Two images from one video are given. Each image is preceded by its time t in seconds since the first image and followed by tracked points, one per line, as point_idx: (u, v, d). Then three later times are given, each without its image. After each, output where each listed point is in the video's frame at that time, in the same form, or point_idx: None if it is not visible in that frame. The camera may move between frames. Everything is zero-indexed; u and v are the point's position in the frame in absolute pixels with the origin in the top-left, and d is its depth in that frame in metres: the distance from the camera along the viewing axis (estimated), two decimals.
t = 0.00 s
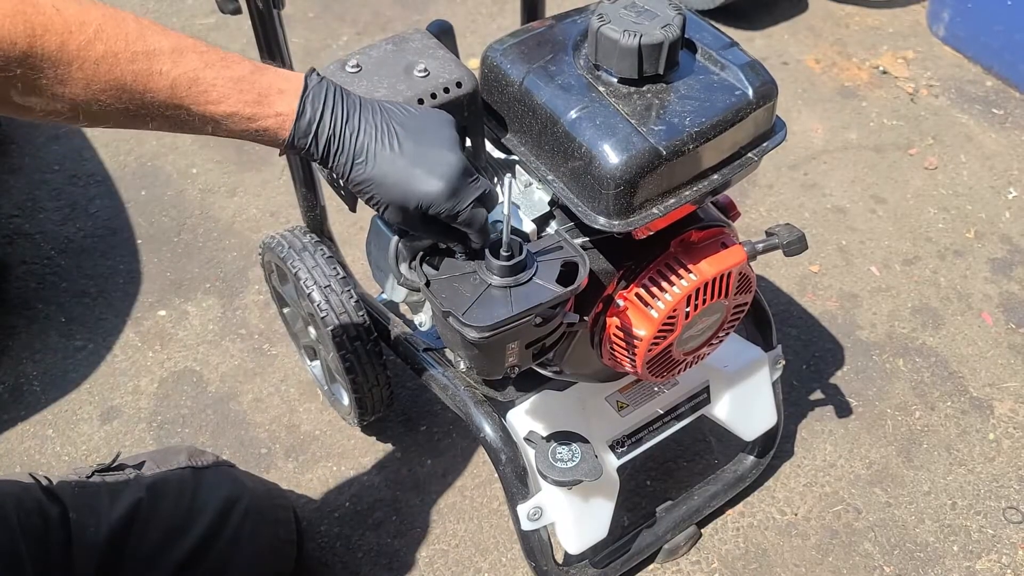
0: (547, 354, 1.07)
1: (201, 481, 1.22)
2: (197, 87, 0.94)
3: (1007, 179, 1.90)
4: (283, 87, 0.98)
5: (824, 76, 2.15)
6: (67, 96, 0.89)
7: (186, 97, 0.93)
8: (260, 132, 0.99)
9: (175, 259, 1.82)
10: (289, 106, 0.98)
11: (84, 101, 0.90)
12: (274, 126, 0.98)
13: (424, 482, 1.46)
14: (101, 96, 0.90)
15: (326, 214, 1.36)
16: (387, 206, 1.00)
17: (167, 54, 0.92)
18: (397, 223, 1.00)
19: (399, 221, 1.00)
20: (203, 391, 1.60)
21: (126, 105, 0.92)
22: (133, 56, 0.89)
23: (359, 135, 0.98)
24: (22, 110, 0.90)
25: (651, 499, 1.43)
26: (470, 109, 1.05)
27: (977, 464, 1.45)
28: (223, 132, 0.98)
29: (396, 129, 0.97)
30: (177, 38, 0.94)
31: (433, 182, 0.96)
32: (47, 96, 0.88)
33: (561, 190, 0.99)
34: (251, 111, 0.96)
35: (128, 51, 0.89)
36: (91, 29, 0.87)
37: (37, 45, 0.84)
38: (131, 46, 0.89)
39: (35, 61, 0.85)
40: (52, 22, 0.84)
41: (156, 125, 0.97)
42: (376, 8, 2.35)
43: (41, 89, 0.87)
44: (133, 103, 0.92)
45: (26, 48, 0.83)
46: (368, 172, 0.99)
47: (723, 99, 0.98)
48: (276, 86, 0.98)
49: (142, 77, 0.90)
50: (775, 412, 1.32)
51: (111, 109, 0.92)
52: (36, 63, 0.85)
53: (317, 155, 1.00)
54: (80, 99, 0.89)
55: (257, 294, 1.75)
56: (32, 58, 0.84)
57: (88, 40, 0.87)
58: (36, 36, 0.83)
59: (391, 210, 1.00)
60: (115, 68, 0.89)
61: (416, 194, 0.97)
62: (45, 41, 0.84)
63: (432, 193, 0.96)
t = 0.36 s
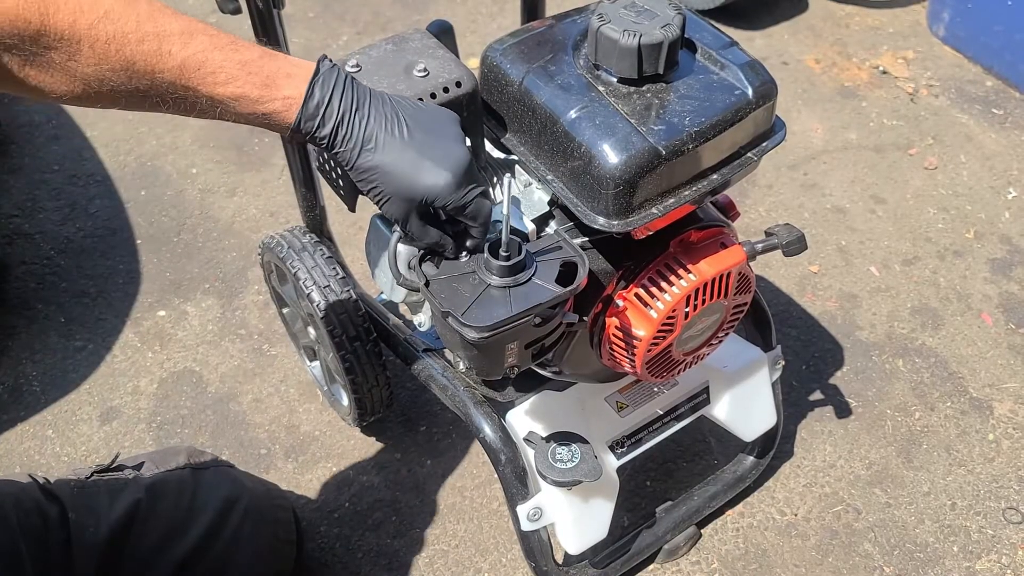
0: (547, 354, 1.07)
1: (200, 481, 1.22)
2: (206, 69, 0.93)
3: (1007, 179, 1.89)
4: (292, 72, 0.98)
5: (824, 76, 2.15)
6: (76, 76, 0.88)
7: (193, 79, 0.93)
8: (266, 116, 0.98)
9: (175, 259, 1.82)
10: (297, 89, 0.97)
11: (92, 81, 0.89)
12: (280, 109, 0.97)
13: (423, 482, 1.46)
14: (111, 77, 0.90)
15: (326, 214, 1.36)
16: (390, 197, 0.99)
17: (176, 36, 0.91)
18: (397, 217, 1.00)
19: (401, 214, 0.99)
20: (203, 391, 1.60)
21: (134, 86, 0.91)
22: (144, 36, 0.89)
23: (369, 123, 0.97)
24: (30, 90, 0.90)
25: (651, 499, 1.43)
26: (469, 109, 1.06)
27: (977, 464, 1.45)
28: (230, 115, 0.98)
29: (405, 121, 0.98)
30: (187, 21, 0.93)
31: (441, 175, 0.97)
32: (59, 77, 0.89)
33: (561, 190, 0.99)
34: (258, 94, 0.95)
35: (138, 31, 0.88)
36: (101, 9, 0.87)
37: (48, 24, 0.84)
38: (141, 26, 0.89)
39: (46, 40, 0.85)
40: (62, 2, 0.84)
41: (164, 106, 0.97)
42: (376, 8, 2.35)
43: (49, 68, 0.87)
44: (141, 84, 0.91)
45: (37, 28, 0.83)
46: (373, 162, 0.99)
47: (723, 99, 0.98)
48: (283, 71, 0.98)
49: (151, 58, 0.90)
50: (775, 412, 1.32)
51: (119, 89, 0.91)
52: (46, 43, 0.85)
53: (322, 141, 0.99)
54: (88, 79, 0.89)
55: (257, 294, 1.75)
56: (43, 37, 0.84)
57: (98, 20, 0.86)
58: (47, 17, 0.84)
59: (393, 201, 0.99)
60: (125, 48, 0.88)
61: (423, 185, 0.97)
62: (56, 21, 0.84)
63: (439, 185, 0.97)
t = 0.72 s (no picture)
0: (547, 354, 1.07)
1: (201, 481, 1.22)
2: (230, 73, 0.93)
3: (1007, 179, 1.89)
4: (315, 78, 0.98)
5: (824, 76, 2.15)
6: (103, 79, 0.89)
7: (218, 82, 0.93)
8: (289, 120, 0.98)
9: (175, 259, 1.82)
10: (321, 96, 0.97)
11: (119, 84, 0.90)
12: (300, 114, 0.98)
13: (424, 482, 1.46)
14: (137, 80, 0.90)
15: (327, 214, 1.36)
16: (412, 201, 0.98)
17: (204, 41, 0.91)
18: (417, 222, 0.98)
19: (422, 218, 0.97)
20: (203, 391, 1.60)
21: (161, 89, 0.92)
22: (171, 39, 0.89)
23: (393, 126, 0.98)
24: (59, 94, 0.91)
25: (651, 499, 1.43)
26: (469, 109, 1.07)
27: (977, 464, 1.45)
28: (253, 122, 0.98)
29: (428, 127, 0.99)
30: (213, 27, 0.94)
31: (466, 178, 0.97)
32: (85, 80, 0.89)
33: (561, 190, 0.99)
34: (282, 97, 0.96)
35: (165, 34, 0.89)
36: (129, 12, 0.88)
37: (78, 27, 0.85)
38: (168, 29, 0.89)
39: (75, 42, 0.86)
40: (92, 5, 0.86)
41: (189, 111, 0.97)
42: (376, 8, 2.35)
43: (78, 71, 0.88)
44: (167, 87, 0.91)
45: (66, 29, 0.84)
46: (396, 165, 0.98)
47: (723, 98, 0.98)
48: (305, 81, 0.98)
49: (177, 60, 0.90)
50: (775, 413, 1.32)
51: (146, 92, 0.92)
52: (76, 44, 0.86)
53: (344, 144, 0.98)
54: (115, 81, 0.90)
55: (257, 294, 1.75)
56: (72, 38, 0.85)
57: (126, 23, 0.87)
58: (77, 19, 0.85)
59: (414, 205, 0.98)
60: (151, 50, 0.88)
61: (448, 187, 0.97)
62: (86, 23, 0.85)
63: (464, 188, 0.96)
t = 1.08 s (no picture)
0: (547, 354, 1.07)
1: (202, 482, 1.22)
2: (221, 39, 0.92)
3: (1008, 179, 1.89)
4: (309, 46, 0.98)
5: (825, 76, 2.15)
6: (96, 58, 0.89)
7: (210, 51, 0.92)
8: (288, 88, 0.97)
9: (175, 259, 1.82)
10: (319, 59, 0.97)
11: (113, 62, 0.89)
12: (297, 78, 0.96)
13: (424, 482, 1.46)
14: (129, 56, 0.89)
15: (327, 214, 1.36)
16: (418, 163, 0.99)
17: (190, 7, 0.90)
18: (424, 184, 0.99)
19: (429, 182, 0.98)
20: (204, 391, 1.60)
21: (154, 64, 0.91)
22: (159, 11, 0.89)
23: (397, 89, 0.99)
24: (57, 83, 0.91)
25: (651, 499, 1.43)
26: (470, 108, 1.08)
27: (977, 464, 1.45)
28: (251, 93, 0.97)
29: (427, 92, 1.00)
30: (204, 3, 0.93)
31: (470, 137, 0.98)
32: (80, 62, 0.89)
33: (562, 190, 0.99)
34: (276, 61, 0.95)
35: (152, 6, 0.88)
36: None
37: (62, 4, 0.85)
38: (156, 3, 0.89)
39: (63, 20, 0.86)
40: None
41: (188, 91, 0.96)
42: (377, 8, 2.35)
43: (69, 52, 0.88)
44: (160, 61, 0.90)
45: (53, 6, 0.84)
46: (400, 129, 0.98)
47: (724, 99, 0.98)
48: (300, 47, 0.97)
49: (166, 32, 0.89)
50: (776, 413, 1.32)
51: (142, 69, 0.91)
52: (65, 23, 0.86)
53: (346, 110, 0.98)
54: (108, 59, 0.89)
55: (258, 294, 1.75)
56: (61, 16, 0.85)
57: None
58: None
59: (421, 169, 0.99)
60: (139, 22, 0.88)
61: (454, 147, 0.97)
62: None
63: (471, 147, 0.97)
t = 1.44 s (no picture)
0: (548, 354, 1.07)
1: (202, 481, 1.22)
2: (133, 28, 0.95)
3: (1008, 179, 1.89)
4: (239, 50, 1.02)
5: (825, 76, 2.15)
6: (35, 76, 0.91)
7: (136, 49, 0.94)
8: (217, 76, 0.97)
9: (176, 259, 1.82)
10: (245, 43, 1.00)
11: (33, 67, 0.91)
12: (214, 56, 0.97)
13: (424, 482, 1.46)
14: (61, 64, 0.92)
15: (327, 214, 1.36)
16: (350, 123, 0.96)
17: (83, 9, 0.93)
18: (358, 141, 0.95)
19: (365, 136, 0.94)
20: (204, 391, 1.60)
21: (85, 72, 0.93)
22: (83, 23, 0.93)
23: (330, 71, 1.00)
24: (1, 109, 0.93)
25: (651, 499, 1.43)
26: (470, 109, 1.06)
27: (978, 464, 1.45)
28: (172, 83, 0.96)
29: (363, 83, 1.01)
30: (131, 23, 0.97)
31: (407, 103, 0.96)
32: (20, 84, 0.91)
33: (562, 190, 0.99)
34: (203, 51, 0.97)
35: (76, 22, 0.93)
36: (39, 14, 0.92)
37: None
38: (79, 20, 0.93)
39: None
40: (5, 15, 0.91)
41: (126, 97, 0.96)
42: (377, 8, 2.35)
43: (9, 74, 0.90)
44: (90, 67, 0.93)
45: None
46: (333, 95, 0.97)
47: (724, 99, 0.98)
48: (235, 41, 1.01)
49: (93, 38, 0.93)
50: (776, 413, 1.32)
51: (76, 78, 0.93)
52: None
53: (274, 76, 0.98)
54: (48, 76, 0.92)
55: (258, 294, 1.75)
56: None
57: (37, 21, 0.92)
58: None
59: (354, 129, 0.95)
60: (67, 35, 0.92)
61: (392, 105, 0.95)
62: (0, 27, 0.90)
63: (409, 108, 0.96)
